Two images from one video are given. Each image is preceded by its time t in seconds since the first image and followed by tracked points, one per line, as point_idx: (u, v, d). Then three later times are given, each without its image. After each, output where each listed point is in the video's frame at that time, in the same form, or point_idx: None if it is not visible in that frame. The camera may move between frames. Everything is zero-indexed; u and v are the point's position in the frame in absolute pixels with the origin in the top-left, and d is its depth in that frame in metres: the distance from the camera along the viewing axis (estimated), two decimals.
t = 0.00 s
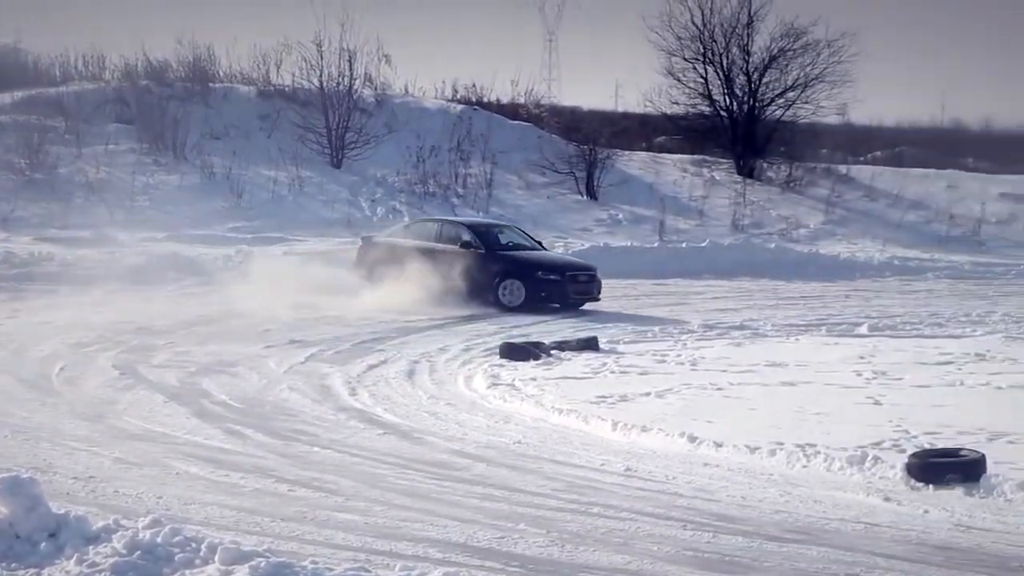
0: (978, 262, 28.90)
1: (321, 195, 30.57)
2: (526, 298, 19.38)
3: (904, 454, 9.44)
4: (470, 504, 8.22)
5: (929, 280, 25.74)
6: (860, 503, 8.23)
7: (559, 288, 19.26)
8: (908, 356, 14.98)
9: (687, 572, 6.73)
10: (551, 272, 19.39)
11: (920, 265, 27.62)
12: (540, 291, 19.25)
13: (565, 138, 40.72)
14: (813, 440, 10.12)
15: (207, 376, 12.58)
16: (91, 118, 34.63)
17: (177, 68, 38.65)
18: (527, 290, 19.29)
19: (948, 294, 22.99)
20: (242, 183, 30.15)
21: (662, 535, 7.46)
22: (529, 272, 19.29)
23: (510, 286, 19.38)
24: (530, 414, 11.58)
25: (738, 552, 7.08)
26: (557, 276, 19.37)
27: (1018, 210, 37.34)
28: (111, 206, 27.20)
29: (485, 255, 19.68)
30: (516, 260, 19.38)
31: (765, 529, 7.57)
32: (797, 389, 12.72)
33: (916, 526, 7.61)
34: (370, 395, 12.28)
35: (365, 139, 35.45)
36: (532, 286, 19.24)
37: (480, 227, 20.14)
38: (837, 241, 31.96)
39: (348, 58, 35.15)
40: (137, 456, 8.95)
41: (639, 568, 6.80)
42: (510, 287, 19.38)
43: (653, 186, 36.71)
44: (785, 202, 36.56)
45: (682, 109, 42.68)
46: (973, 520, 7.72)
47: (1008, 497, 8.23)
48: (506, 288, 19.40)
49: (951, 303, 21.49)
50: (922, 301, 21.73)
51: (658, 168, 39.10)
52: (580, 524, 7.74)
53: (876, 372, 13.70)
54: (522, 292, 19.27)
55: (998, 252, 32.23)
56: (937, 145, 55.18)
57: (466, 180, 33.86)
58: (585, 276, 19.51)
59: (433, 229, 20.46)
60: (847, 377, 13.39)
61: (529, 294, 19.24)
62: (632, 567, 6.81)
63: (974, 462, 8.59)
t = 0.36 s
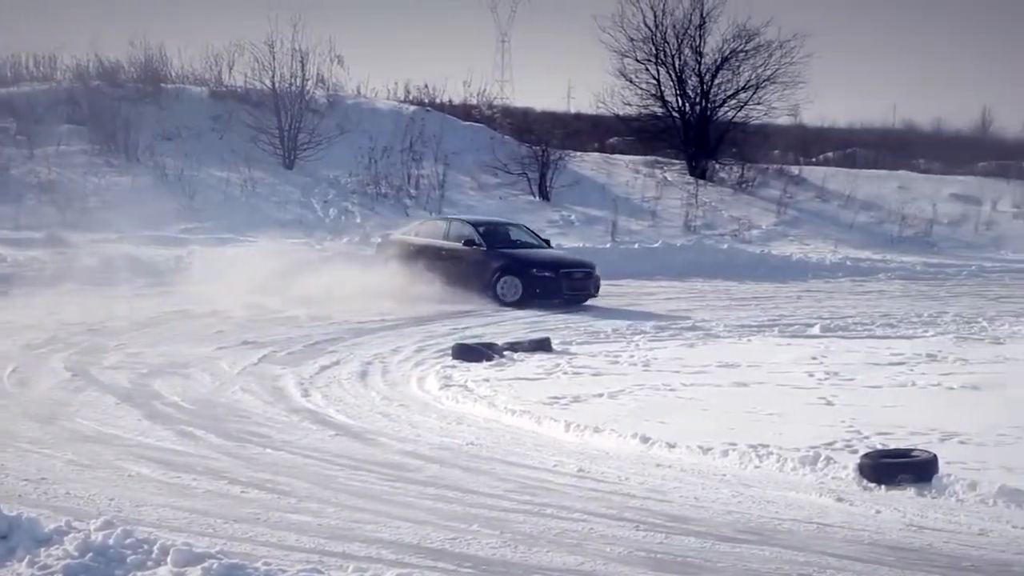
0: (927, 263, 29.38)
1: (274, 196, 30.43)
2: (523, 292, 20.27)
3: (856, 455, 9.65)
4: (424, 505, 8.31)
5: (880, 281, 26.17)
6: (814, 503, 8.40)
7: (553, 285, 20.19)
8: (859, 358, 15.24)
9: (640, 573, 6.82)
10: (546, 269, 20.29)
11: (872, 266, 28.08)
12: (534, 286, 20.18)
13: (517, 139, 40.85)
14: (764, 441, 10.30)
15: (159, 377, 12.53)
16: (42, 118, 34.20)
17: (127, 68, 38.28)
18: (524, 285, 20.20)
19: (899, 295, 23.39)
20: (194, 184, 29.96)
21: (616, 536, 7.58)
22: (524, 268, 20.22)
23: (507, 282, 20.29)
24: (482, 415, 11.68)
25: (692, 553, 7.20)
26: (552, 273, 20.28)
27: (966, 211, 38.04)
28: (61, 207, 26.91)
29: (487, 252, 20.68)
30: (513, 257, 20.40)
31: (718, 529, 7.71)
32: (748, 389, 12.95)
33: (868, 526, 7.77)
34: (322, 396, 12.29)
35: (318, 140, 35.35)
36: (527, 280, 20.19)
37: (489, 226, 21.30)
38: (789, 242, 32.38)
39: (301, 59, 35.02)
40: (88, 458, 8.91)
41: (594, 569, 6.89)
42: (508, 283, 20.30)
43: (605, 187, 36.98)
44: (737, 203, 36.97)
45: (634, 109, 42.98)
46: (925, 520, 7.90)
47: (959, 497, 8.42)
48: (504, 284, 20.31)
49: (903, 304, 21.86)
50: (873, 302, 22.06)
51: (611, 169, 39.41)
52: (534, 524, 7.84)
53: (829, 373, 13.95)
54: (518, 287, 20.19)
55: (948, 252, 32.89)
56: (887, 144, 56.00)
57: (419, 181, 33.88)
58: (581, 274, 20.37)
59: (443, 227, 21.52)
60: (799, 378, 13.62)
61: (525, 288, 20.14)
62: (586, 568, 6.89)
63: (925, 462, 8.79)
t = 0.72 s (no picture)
0: (878, 265, 29.88)
1: (225, 197, 30.29)
2: (523, 289, 21.08)
3: (808, 455, 9.87)
4: (377, 507, 8.39)
5: (831, 282, 26.56)
6: (766, 504, 8.59)
7: (552, 282, 20.95)
8: (811, 359, 15.50)
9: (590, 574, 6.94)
10: (546, 267, 21.07)
11: (823, 267, 28.50)
12: (534, 284, 21.02)
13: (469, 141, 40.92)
14: (714, 442, 10.49)
15: (110, 379, 12.49)
16: None
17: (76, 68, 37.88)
18: (524, 283, 21.02)
19: (851, 296, 23.79)
20: (144, 185, 29.74)
21: (568, 537, 7.71)
22: (525, 266, 21.04)
23: (509, 279, 21.16)
24: (435, 416, 11.76)
25: (643, 555, 7.34)
26: (552, 271, 21.03)
27: (916, 212, 38.68)
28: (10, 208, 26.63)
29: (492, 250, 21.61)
30: (516, 257, 21.30)
31: (670, 531, 7.86)
32: (700, 390, 13.17)
33: (819, 527, 7.95)
34: (275, 398, 12.31)
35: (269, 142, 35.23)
36: (527, 278, 21.05)
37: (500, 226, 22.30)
38: (741, 244, 32.78)
39: (252, 60, 34.88)
40: (41, 461, 8.90)
41: (546, 571, 6.99)
42: (510, 281, 21.17)
43: (558, 189, 37.25)
44: (689, 204, 37.33)
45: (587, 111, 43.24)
46: (876, 521, 8.09)
47: (910, 498, 8.63)
48: (506, 282, 21.17)
49: (854, 305, 22.22)
50: (825, 304, 22.41)
51: (563, 170, 39.70)
52: (486, 526, 7.96)
53: (781, 374, 14.19)
54: (519, 284, 21.04)
55: (898, 254, 33.47)
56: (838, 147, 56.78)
57: (371, 183, 33.85)
58: (581, 272, 21.06)
59: (454, 227, 22.57)
60: (752, 379, 13.84)
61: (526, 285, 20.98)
62: (538, 570, 6.99)
63: (877, 463, 9.00)
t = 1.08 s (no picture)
0: (824, 266, 30.45)
1: (171, 198, 30.08)
2: (523, 288, 21.95)
3: (754, 456, 10.11)
4: (323, 510, 8.48)
5: (778, 283, 27.01)
6: (713, 506, 8.80)
7: (551, 281, 21.71)
8: (758, 359, 15.84)
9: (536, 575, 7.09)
10: (546, 267, 21.84)
11: (769, 268, 28.97)
12: (534, 283, 21.84)
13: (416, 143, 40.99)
14: (660, 443, 10.72)
15: (56, 381, 12.45)
16: None
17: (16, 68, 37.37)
18: (525, 282, 21.89)
19: (797, 297, 24.28)
20: (88, 187, 29.47)
21: (514, 539, 7.88)
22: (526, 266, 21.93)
23: (512, 278, 22.10)
24: (381, 418, 11.87)
25: (590, 556, 7.50)
26: (552, 270, 21.77)
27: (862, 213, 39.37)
28: None
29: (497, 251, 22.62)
30: (520, 256, 22.21)
31: (617, 532, 8.05)
32: (646, 391, 13.44)
33: (766, 529, 8.15)
34: (221, 400, 12.33)
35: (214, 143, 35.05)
36: (528, 276, 21.92)
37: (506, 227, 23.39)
38: (688, 245, 33.21)
39: (199, 61, 34.67)
40: None
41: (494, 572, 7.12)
42: (513, 280, 22.10)
43: (506, 190, 37.46)
44: (637, 206, 37.71)
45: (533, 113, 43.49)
46: (823, 522, 8.32)
47: (858, 499, 8.87)
48: (509, 281, 22.13)
49: (801, 306, 22.67)
50: (772, 305, 22.85)
51: (511, 171, 39.96)
52: (432, 528, 8.09)
53: (728, 375, 14.47)
54: (521, 283, 21.95)
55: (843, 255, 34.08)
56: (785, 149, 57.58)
57: (318, 185, 33.79)
58: (581, 272, 21.81)
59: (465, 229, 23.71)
60: (699, 380, 14.10)
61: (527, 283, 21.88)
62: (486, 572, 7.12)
63: (824, 465, 9.24)
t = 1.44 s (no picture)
0: (775, 266, 30.97)
1: (119, 199, 29.86)
2: (535, 286, 23.07)
3: (703, 457, 10.37)
4: (272, 511, 8.57)
5: (727, 283, 27.44)
6: (662, 506, 9.02)
7: (561, 279, 22.85)
8: (706, 360, 16.19)
9: None
10: (556, 266, 22.98)
11: (717, 269, 29.42)
12: (544, 282, 22.96)
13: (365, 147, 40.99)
14: (610, 444, 10.93)
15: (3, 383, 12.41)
16: None
17: None
18: (536, 280, 23.01)
19: (746, 297, 24.78)
20: (33, 188, 29.20)
21: (463, 540, 8.03)
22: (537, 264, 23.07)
23: (524, 276, 23.24)
24: (331, 419, 11.97)
25: (538, 557, 7.67)
26: (561, 269, 22.95)
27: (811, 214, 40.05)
28: None
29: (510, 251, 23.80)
30: (533, 257, 23.38)
31: (567, 533, 8.23)
32: (596, 390, 13.69)
33: (717, 530, 8.36)
34: (170, 401, 12.36)
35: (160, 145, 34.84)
36: (539, 275, 23.05)
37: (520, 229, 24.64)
38: (637, 245, 33.66)
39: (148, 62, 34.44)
40: None
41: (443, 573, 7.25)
42: (525, 278, 23.23)
43: (454, 190, 37.60)
44: (586, 206, 38.01)
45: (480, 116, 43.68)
46: (771, 522, 8.57)
47: (806, 499, 9.15)
48: (521, 279, 23.26)
49: (751, 307, 23.10)
50: (722, 305, 23.28)
51: (460, 172, 40.13)
52: (381, 530, 8.22)
53: (677, 376, 14.74)
54: (533, 281, 23.06)
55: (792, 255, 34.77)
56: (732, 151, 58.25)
57: (266, 186, 33.69)
58: (590, 272, 23.01)
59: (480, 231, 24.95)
60: (648, 381, 14.36)
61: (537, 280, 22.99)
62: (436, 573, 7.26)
63: (772, 465, 9.51)
